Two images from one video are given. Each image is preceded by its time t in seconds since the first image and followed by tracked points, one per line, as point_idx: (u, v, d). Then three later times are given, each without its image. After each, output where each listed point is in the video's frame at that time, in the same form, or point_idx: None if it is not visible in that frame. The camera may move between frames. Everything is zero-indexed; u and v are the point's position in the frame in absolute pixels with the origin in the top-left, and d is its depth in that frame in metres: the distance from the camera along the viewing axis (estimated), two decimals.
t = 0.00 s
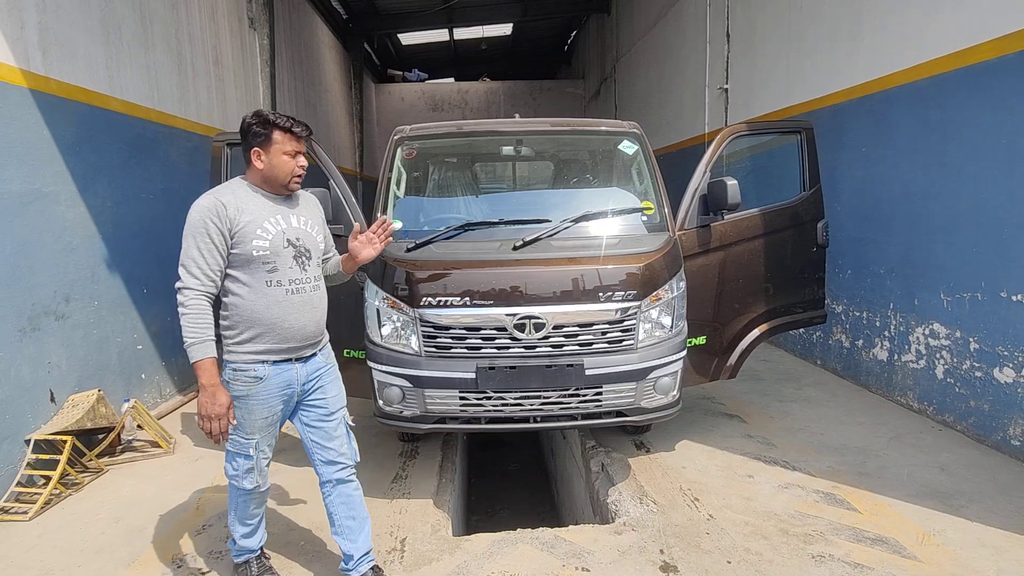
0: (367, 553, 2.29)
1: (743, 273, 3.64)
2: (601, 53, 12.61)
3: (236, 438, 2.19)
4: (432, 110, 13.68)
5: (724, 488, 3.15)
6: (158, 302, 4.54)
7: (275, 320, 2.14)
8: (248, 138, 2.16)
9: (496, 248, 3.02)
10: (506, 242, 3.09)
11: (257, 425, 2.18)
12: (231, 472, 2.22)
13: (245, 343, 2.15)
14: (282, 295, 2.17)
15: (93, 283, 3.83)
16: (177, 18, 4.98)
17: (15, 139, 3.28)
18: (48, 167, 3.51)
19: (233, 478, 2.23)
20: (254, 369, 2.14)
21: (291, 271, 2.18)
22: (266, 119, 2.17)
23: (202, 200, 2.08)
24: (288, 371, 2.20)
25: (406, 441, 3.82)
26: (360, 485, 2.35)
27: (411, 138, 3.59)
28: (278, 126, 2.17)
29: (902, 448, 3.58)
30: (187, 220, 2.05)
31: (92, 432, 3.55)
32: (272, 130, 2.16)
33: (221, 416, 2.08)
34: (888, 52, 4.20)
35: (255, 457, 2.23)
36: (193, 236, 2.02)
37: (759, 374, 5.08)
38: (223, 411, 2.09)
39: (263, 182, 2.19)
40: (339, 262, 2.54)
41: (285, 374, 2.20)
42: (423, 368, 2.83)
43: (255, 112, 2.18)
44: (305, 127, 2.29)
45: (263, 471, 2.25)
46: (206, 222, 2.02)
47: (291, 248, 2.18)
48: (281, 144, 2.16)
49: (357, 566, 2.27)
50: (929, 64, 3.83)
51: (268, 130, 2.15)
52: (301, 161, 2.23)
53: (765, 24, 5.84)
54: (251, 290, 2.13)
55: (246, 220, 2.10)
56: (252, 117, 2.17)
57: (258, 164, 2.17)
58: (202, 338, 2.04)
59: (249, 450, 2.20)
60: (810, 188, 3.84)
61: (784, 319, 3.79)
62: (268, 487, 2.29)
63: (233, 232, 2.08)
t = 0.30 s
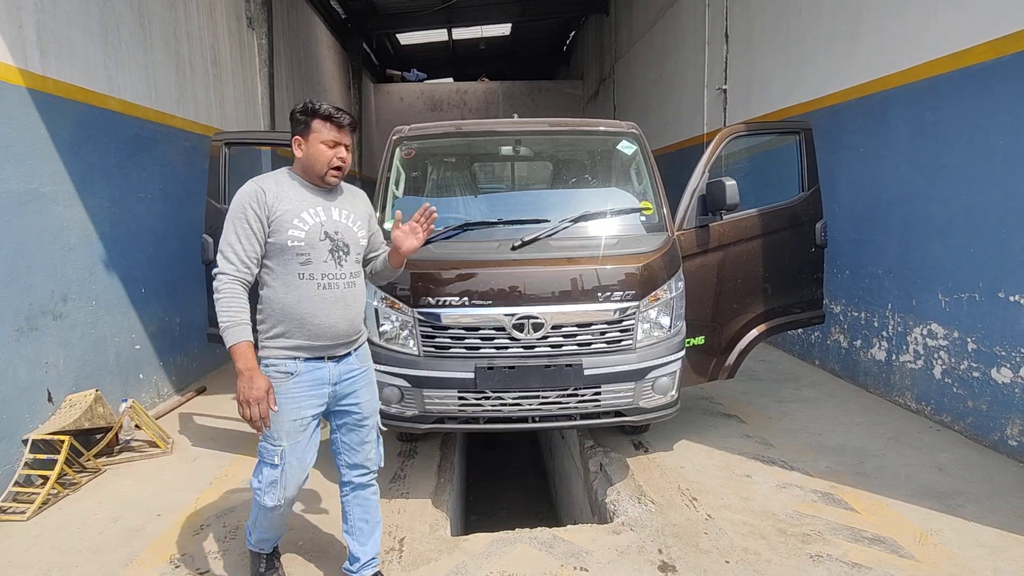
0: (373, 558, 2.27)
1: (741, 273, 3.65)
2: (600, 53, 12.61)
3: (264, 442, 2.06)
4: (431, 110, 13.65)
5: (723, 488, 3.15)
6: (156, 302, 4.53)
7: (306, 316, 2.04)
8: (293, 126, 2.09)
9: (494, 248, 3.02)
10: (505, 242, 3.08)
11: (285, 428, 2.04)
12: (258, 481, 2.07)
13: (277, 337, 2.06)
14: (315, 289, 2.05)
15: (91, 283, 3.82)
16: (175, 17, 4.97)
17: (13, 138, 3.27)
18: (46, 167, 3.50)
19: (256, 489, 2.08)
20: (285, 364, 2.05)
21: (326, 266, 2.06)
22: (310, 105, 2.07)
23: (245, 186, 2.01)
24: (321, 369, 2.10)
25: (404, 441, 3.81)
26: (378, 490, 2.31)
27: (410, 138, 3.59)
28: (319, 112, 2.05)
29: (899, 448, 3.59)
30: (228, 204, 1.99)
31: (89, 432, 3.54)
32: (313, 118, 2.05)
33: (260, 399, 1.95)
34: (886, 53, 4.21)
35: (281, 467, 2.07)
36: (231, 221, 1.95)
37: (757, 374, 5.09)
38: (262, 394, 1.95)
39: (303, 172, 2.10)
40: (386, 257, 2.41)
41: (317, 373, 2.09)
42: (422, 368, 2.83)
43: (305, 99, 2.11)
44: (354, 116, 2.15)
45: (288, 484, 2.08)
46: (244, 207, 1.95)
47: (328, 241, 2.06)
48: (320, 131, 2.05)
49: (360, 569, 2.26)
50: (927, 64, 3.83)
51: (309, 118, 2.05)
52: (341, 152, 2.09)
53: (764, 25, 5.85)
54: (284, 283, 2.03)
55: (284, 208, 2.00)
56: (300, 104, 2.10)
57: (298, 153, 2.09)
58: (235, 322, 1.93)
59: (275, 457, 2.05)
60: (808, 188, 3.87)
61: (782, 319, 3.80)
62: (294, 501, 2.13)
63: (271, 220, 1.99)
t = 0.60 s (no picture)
0: (373, 563, 2.28)
1: (741, 273, 3.65)
2: (600, 53, 12.59)
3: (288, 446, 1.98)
4: (431, 109, 13.63)
5: (722, 488, 3.15)
6: (156, 301, 4.52)
7: (324, 315, 1.98)
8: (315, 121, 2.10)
9: (494, 248, 3.02)
10: (504, 242, 3.08)
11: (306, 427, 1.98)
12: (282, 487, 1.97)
13: (295, 338, 2.00)
14: (333, 289, 1.99)
15: (90, 282, 3.82)
16: (175, 15, 4.97)
17: (13, 137, 3.27)
18: (46, 166, 3.50)
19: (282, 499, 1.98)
20: (305, 362, 1.99)
21: (345, 264, 2.00)
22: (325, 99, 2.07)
23: (266, 183, 1.98)
24: (340, 370, 2.04)
25: (403, 441, 3.81)
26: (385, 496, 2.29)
27: (409, 137, 3.58)
28: (329, 104, 2.03)
29: (898, 448, 3.59)
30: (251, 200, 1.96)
31: (89, 432, 3.54)
32: (325, 109, 2.03)
33: (295, 390, 1.88)
34: (886, 52, 4.20)
35: (306, 470, 1.99)
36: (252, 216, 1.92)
37: (756, 374, 5.09)
38: (296, 385, 1.89)
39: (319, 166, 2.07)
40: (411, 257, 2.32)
41: (336, 373, 2.04)
42: (421, 368, 2.84)
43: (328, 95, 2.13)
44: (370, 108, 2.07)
45: (314, 489, 1.99)
46: (264, 203, 1.92)
47: (347, 239, 2.00)
48: (327, 122, 2.02)
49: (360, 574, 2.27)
50: (927, 64, 3.83)
51: (322, 110, 2.04)
52: (348, 141, 2.01)
53: (764, 24, 5.84)
54: (303, 281, 1.98)
55: (304, 205, 1.96)
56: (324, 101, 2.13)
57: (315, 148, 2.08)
58: (256, 319, 1.88)
59: (298, 459, 1.98)
60: (808, 188, 3.85)
61: (781, 318, 3.80)
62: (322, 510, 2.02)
63: (291, 216, 1.95)
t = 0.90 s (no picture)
0: (372, 567, 2.28)
1: (741, 273, 3.65)
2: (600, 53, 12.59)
3: (302, 462, 1.94)
4: (431, 109, 13.62)
5: (722, 488, 3.16)
6: (156, 301, 4.52)
7: (335, 327, 1.92)
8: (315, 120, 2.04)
9: (494, 248, 3.02)
10: (504, 242, 3.08)
11: (321, 441, 1.94)
12: (298, 504, 1.93)
13: (305, 352, 1.95)
14: (343, 299, 1.93)
15: (90, 282, 3.82)
16: (175, 15, 4.97)
17: (12, 137, 3.27)
18: (46, 166, 3.50)
19: (298, 518, 1.92)
20: (316, 375, 1.94)
21: (354, 273, 1.94)
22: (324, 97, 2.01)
23: (264, 191, 1.91)
24: (354, 381, 1.99)
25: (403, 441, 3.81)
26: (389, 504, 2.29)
27: (409, 138, 3.58)
28: (329, 101, 1.96)
29: (898, 448, 3.59)
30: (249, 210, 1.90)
31: (88, 432, 3.54)
32: (325, 107, 1.97)
33: (273, 428, 1.87)
34: (886, 52, 4.20)
35: (323, 484, 1.96)
36: (252, 229, 1.86)
37: (756, 374, 5.09)
38: (275, 422, 1.87)
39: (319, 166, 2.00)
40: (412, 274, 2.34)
41: (351, 384, 1.99)
42: (422, 368, 2.84)
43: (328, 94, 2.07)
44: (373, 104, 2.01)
45: (331, 504, 1.96)
46: (264, 214, 1.85)
47: (355, 246, 1.94)
48: (326, 120, 1.95)
49: None
50: (927, 64, 3.83)
51: (323, 108, 1.97)
52: (348, 140, 1.94)
53: (764, 24, 5.85)
54: (310, 292, 1.92)
55: (306, 213, 1.89)
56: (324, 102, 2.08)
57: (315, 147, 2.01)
58: (256, 340, 1.85)
59: (315, 473, 1.94)
60: (808, 188, 3.86)
61: (781, 318, 3.80)
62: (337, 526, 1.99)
63: (293, 226, 1.88)
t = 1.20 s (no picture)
0: None
1: (741, 273, 3.65)
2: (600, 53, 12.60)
3: (300, 499, 1.78)
4: (431, 110, 13.64)
5: (722, 488, 3.16)
6: (156, 301, 4.53)
7: (339, 345, 1.76)
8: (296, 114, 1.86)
9: (494, 248, 3.02)
10: (505, 242, 3.08)
11: (324, 475, 1.79)
12: (298, 545, 1.78)
13: (303, 374, 1.77)
14: (347, 313, 1.77)
15: (90, 282, 3.82)
16: (176, 16, 4.97)
17: (13, 137, 3.27)
18: (46, 166, 3.50)
19: (298, 560, 1.77)
20: (318, 400, 1.77)
21: (356, 283, 1.78)
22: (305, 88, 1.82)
23: (243, 197, 1.69)
24: (358, 404, 1.84)
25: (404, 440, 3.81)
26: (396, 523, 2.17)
27: (410, 138, 3.58)
28: (312, 94, 1.78)
29: (899, 448, 3.59)
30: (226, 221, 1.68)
31: (89, 431, 3.54)
32: (309, 100, 1.79)
33: (267, 467, 1.69)
34: (887, 52, 4.20)
35: (326, 521, 1.81)
36: (233, 242, 1.65)
37: (756, 374, 5.09)
38: (270, 461, 1.69)
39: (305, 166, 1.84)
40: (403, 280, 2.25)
41: (353, 408, 1.84)
42: (422, 368, 2.84)
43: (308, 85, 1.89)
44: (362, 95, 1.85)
45: (335, 542, 1.82)
46: (248, 224, 1.64)
47: (354, 253, 1.78)
48: (312, 116, 1.78)
49: None
50: (928, 65, 3.83)
51: (306, 101, 1.80)
52: (338, 136, 1.78)
53: (764, 24, 5.85)
54: (307, 309, 1.73)
55: (297, 220, 1.70)
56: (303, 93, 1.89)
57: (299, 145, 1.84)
58: (246, 369, 1.66)
59: (317, 511, 1.79)
60: (808, 188, 3.87)
61: (781, 318, 3.79)
62: (341, 564, 1.85)
63: (282, 236, 1.69)
